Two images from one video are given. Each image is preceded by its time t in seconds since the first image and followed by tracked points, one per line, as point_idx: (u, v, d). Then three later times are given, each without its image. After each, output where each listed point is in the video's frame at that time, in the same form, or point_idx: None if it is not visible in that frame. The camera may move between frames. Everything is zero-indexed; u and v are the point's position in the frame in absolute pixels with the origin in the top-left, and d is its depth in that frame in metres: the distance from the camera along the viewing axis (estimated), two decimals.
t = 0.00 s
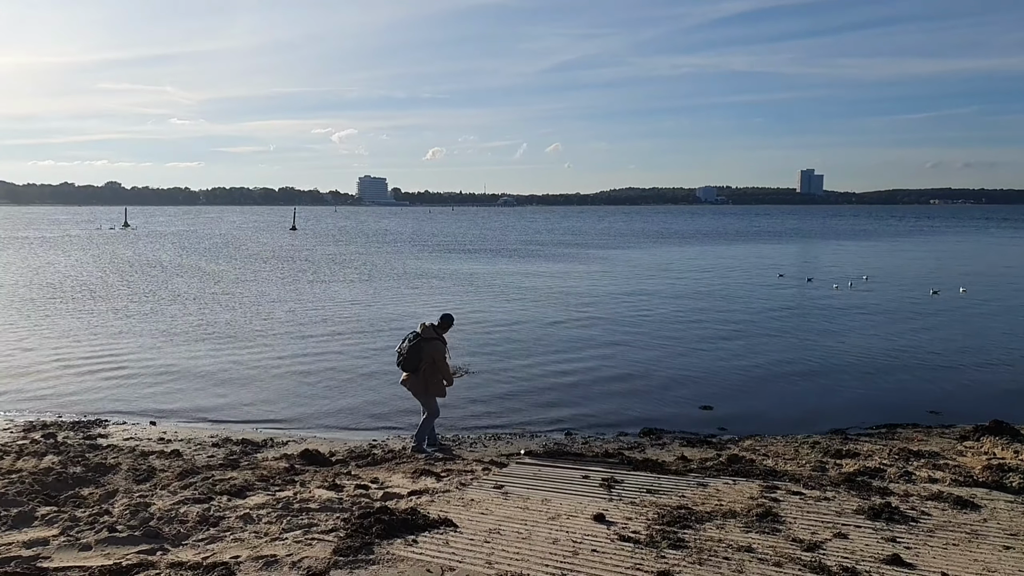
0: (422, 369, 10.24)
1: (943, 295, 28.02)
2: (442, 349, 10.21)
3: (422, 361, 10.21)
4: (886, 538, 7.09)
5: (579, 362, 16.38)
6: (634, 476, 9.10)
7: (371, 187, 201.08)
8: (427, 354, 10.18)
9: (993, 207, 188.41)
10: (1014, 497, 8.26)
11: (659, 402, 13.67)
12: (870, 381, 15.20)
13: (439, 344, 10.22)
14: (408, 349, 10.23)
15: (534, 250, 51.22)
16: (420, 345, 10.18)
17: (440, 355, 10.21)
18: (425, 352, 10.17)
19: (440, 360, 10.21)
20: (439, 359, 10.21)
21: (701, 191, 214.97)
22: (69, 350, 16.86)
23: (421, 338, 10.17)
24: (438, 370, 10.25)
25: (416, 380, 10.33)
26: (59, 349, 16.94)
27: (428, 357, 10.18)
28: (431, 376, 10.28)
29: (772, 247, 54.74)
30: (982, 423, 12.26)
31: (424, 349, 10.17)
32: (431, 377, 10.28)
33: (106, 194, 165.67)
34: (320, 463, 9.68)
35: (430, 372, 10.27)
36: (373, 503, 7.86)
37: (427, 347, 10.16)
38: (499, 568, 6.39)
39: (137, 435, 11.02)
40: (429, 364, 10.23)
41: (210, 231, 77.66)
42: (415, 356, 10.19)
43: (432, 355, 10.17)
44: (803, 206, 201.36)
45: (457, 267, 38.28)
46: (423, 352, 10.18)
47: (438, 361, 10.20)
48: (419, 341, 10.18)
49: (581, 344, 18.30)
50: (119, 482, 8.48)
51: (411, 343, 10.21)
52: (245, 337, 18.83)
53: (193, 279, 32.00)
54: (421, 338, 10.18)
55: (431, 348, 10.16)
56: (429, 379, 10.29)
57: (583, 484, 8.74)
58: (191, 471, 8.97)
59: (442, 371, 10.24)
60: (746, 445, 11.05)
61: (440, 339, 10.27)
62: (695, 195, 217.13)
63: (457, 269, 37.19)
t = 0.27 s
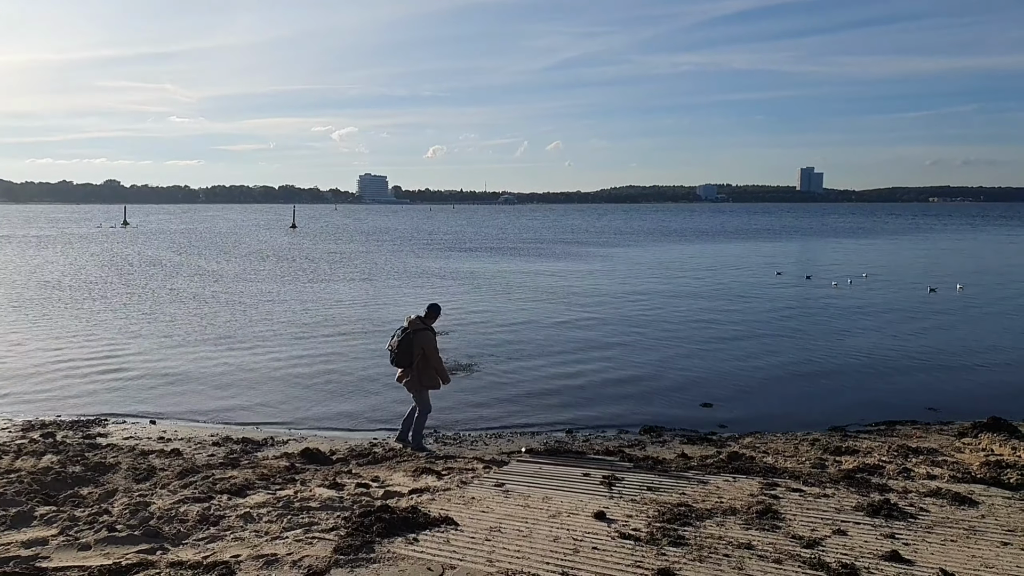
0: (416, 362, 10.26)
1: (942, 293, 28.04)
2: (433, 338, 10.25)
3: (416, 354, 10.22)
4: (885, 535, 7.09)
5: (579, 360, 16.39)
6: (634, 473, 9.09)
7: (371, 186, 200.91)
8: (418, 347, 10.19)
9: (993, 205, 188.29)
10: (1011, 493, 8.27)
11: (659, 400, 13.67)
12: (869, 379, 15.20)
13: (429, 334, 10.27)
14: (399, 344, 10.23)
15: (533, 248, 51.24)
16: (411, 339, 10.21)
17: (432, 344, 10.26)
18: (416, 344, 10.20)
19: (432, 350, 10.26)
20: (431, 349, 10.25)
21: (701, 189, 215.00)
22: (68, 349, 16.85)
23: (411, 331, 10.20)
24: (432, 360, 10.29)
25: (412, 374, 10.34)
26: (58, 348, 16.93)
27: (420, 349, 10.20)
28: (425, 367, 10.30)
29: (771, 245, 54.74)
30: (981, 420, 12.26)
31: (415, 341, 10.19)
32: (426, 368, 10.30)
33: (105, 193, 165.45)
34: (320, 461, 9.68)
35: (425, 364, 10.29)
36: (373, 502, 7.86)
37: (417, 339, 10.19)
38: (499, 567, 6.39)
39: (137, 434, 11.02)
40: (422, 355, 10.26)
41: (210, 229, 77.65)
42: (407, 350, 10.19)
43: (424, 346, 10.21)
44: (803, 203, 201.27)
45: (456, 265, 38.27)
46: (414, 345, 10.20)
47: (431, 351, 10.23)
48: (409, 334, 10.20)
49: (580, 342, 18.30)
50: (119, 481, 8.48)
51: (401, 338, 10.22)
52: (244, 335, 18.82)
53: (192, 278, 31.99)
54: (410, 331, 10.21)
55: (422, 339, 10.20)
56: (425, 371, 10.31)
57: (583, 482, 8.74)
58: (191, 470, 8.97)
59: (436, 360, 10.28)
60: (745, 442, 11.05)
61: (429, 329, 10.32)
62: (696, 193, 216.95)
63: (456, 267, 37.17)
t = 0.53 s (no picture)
0: (397, 359, 10.21)
1: (932, 291, 28.18)
2: (415, 334, 10.20)
3: (398, 350, 10.18)
4: (876, 531, 7.11)
5: (572, 358, 16.39)
6: (628, 471, 9.09)
7: (364, 184, 200.50)
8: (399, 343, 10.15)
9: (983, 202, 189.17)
10: (1001, 489, 8.30)
11: (652, 398, 13.68)
12: (861, 376, 15.26)
13: (411, 330, 10.22)
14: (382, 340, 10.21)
15: (526, 246, 51.27)
16: (393, 334, 10.18)
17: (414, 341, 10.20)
18: (399, 340, 10.16)
19: (414, 346, 10.20)
20: (412, 347, 10.19)
21: (693, 187, 215.39)
22: (59, 348, 16.76)
23: (394, 327, 10.18)
24: (412, 358, 10.22)
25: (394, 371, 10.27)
26: (49, 348, 16.83)
27: (402, 344, 10.15)
28: (408, 364, 10.22)
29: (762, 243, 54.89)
30: (971, 417, 12.32)
31: (398, 336, 10.16)
32: (408, 365, 10.22)
33: (96, 191, 164.66)
34: (314, 460, 9.65)
35: (407, 360, 10.21)
36: (367, 501, 7.84)
37: (400, 336, 10.16)
38: (493, 565, 6.38)
39: (128, 433, 10.96)
40: (404, 352, 10.20)
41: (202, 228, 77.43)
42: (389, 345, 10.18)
43: (406, 342, 10.15)
44: (795, 202, 201.91)
45: (448, 263, 38.23)
46: (397, 340, 10.17)
47: (412, 346, 10.17)
48: (391, 330, 10.20)
49: (573, 340, 18.31)
50: (111, 481, 8.43)
51: (384, 334, 10.21)
52: (236, 334, 18.76)
53: (184, 276, 31.87)
54: (393, 326, 10.19)
55: (404, 335, 10.16)
56: (407, 368, 10.23)
57: (577, 480, 8.73)
58: (184, 470, 8.92)
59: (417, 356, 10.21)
60: (738, 440, 11.06)
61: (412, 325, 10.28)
62: (688, 191, 217.31)
63: (448, 265, 37.15)
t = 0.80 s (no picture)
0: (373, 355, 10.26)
1: (916, 288, 28.44)
2: (391, 333, 10.18)
3: (375, 348, 10.21)
4: (861, 527, 7.16)
5: (560, 357, 16.42)
6: (616, 469, 9.12)
7: (351, 182, 199.91)
8: (375, 340, 10.19)
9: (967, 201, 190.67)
10: (984, 484, 8.38)
11: (640, 396, 13.72)
12: (847, 374, 15.36)
13: (389, 329, 10.21)
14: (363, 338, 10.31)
15: (513, 245, 51.34)
16: (372, 332, 10.23)
17: (390, 339, 10.17)
18: (376, 338, 10.20)
19: (390, 344, 10.16)
20: (385, 345, 10.16)
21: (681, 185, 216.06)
22: (44, 349, 16.64)
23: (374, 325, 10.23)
24: (385, 357, 10.18)
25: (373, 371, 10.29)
26: (34, 348, 16.72)
27: (379, 343, 10.17)
28: (384, 363, 10.20)
29: (748, 241, 55.11)
30: (955, 414, 12.44)
31: (376, 334, 10.20)
32: (384, 364, 10.21)
33: (81, 190, 163.40)
34: (301, 460, 9.62)
35: (383, 359, 10.19)
36: (355, 500, 7.83)
37: (377, 333, 10.20)
38: (482, 564, 6.39)
39: (114, 434, 10.90)
40: (381, 350, 10.20)
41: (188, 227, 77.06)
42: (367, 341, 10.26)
43: (382, 340, 10.17)
44: (782, 200, 202.97)
45: (436, 262, 38.20)
46: (375, 338, 10.21)
47: (387, 346, 10.16)
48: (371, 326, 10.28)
49: (561, 339, 18.34)
50: (96, 482, 8.38)
51: (364, 331, 10.30)
52: (223, 334, 18.69)
53: (170, 275, 31.74)
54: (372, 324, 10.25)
55: (381, 332, 10.18)
56: (384, 367, 10.22)
57: (565, 478, 8.76)
58: (171, 470, 8.88)
59: (393, 355, 10.18)
60: (726, 437, 11.12)
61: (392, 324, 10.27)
62: (675, 189, 217.92)
63: (435, 264, 37.12)
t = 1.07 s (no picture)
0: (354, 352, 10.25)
1: (900, 286, 28.68)
2: (368, 334, 10.02)
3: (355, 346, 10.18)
4: (847, 523, 7.22)
5: (548, 355, 16.44)
6: (604, 467, 9.14)
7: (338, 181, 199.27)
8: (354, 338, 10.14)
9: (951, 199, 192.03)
10: (968, 480, 8.46)
11: (629, 394, 13.75)
12: (833, 370, 15.46)
13: (368, 331, 10.06)
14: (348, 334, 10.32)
15: (501, 243, 51.37)
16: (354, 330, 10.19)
17: (366, 340, 10.04)
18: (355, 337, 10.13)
19: (365, 346, 10.04)
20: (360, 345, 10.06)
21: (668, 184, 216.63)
22: (29, 349, 16.52)
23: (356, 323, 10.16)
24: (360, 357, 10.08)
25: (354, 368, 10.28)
26: (19, 348, 16.61)
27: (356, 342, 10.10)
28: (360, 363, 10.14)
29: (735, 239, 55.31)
30: (940, 410, 12.54)
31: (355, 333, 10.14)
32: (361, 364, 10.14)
33: (66, 189, 162.13)
34: (289, 460, 9.60)
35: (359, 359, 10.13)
36: (343, 500, 7.82)
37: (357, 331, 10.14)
38: (470, 562, 6.40)
39: (100, 434, 10.84)
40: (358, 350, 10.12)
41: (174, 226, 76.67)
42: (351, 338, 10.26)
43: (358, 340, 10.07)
44: (768, 198, 204.01)
45: (424, 261, 38.16)
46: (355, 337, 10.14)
47: (361, 347, 10.04)
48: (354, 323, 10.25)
49: (550, 337, 18.36)
50: (82, 484, 8.33)
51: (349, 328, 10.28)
52: (210, 333, 18.60)
53: (156, 274, 31.60)
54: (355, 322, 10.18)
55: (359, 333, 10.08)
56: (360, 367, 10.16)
57: (554, 476, 8.78)
58: (157, 471, 8.84)
59: (367, 357, 10.06)
60: (713, 435, 11.17)
61: (371, 324, 10.13)
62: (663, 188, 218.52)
63: (424, 263, 37.07)
